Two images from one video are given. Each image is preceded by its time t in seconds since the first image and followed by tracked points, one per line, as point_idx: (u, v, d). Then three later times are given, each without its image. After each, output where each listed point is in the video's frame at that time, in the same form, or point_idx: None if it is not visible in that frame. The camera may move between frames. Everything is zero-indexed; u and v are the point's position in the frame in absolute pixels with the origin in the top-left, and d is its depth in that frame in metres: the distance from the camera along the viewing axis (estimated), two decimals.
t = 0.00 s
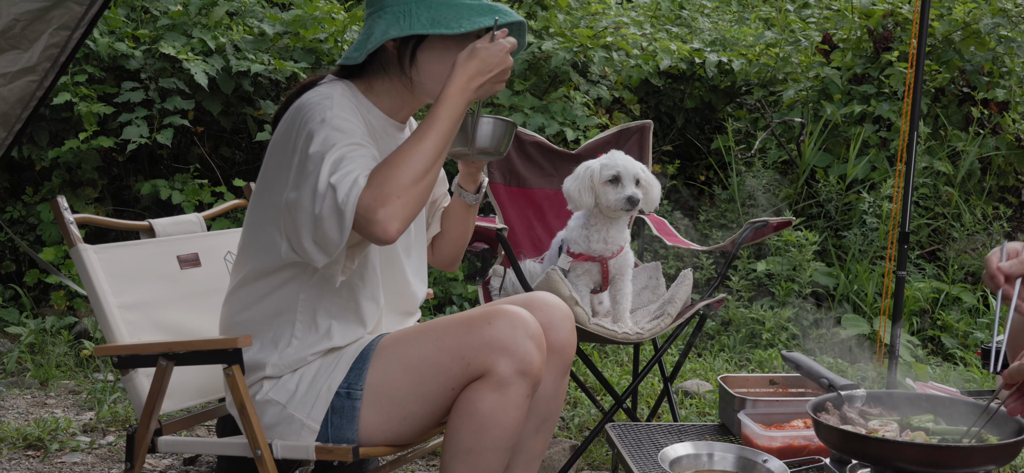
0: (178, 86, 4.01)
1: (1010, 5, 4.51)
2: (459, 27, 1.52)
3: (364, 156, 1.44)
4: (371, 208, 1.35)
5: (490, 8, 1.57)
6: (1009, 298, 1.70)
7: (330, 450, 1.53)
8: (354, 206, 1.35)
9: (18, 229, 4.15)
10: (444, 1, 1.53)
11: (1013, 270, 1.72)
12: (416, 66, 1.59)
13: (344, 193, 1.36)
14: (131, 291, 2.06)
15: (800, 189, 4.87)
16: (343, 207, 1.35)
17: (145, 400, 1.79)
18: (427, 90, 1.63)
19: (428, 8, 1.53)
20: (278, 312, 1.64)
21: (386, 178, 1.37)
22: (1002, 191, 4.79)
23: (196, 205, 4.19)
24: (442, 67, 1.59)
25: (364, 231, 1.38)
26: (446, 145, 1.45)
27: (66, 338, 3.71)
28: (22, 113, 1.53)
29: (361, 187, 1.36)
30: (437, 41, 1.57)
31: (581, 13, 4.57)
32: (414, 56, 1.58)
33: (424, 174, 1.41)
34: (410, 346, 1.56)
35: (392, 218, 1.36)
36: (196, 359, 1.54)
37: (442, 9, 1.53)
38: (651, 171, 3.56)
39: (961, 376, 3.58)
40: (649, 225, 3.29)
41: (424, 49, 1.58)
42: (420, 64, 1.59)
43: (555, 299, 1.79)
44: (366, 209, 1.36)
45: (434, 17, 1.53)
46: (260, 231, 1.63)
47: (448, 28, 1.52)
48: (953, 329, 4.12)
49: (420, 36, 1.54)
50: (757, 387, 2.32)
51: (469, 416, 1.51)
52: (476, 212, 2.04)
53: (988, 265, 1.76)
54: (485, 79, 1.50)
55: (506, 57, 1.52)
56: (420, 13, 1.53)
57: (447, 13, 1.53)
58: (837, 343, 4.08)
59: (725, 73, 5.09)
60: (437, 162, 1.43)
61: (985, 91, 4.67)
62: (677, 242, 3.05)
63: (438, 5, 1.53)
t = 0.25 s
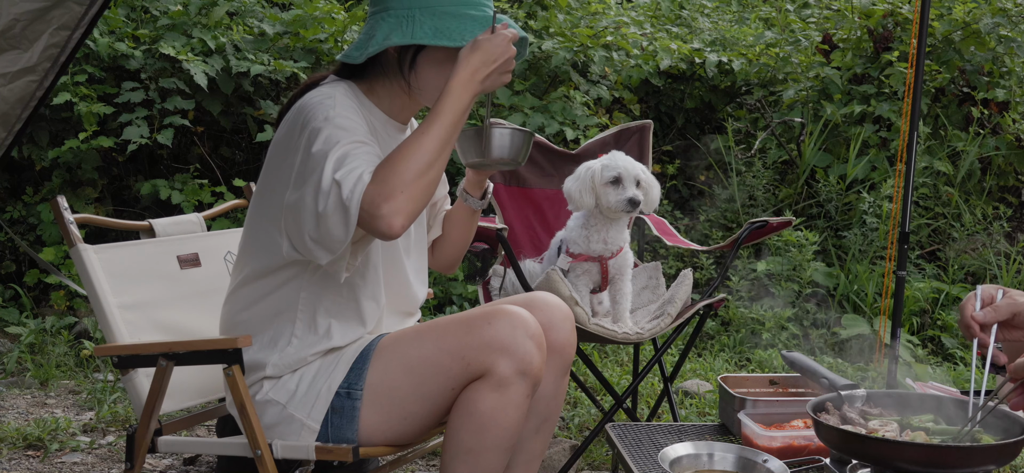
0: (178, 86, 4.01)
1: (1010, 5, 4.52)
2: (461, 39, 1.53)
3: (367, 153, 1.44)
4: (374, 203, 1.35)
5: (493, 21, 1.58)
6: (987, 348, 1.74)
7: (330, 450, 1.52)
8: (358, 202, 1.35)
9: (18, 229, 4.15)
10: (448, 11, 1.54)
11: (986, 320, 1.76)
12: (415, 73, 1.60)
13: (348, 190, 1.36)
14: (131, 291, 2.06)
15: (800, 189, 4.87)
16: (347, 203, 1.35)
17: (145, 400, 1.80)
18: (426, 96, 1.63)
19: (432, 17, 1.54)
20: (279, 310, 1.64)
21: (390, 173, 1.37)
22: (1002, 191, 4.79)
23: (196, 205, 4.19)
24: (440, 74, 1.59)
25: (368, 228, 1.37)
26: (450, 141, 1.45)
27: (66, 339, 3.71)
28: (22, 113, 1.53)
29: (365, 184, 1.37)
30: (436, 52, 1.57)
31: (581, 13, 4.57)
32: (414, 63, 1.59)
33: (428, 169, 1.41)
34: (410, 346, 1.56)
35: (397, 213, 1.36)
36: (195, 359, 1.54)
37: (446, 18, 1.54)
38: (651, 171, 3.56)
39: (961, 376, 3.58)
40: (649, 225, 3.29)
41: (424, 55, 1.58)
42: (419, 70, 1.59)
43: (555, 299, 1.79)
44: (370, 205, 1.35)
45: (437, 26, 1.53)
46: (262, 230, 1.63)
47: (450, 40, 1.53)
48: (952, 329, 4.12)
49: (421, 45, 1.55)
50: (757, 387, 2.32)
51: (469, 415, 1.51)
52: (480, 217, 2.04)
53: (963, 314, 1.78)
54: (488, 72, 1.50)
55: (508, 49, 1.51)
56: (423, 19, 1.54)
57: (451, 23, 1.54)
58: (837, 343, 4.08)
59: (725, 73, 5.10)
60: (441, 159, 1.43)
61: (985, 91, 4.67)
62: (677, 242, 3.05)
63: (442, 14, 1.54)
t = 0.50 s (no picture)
0: (178, 86, 4.02)
1: (1010, 5, 4.52)
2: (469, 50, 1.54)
3: (369, 158, 1.44)
4: (374, 209, 1.36)
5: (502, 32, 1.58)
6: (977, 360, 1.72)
7: (330, 450, 1.52)
8: (357, 208, 1.35)
9: (18, 229, 4.15)
10: (457, 18, 1.55)
11: (976, 332, 1.75)
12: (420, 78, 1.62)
13: (348, 196, 1.36)
14: (131, 291, 2.06)
15: (800, 189, 4.87)
16: (346, 209, 1.35)
17: (145, 400, 1.80)
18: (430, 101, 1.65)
19: (441, 24, 1.54)
20: (280, 310, 1.64)
21: (391, 178, 1.38)
22: (1002, 191, 4.79)
23: (196, 205, 4.19)
24: (444, 83, 1.61)
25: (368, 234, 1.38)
26: (452, 146, 1.45)
27: (66, 338, 3.71)
28: (22, 113, 1.53)
29: (364, 190, 1.37)
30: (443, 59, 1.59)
31: (581, 13, 4.57)
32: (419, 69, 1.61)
33: (430, 175, 1.41)
34: (411, 346, 1.57)
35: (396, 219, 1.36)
36: (195, 359, 1.54)
37: (455, 26, 1.55)
38: (652, 173, 3.57)
39: (961, 376, 3.58)
40: (649, 225, 3.29)
41: (429, 64, 1.60)
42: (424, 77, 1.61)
43: (555, 299, 1.79)
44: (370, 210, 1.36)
45: (446, 34, 1.54)
46: (265, 229, 1.63)
47: (458, 50, 1.54)
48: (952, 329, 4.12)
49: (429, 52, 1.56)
50: (757, 387, 2.32)
51: (469, 415, 1.50)
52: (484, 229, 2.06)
53: (953, 326, 1.77)
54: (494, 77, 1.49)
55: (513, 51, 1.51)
56: (432, 26, 1.54)
57: (459, 31, 1.55)
58: (837, 343, 4.08)
59: (725, 73, 5.10)
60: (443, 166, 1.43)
61: (985, 91, 4.67)
62: (677, 242, 3.05)
63: (451, 21, 1.55)
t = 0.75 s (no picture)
0: (178, 86, 4.02)
1: (1010, 5, 4.52)
2: (486, 48, 1.50)
3: (374, 178, 1.42)
4: (375, 234, 1.35)
5: (517, 31, 1.55)
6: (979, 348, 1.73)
7: (330, 450, 1.52)
8: (355, 234, 1.34)
9: (18, 229, 4.15)
10: (472, 19, 1.54)
11: (980, 320, 1.77)
12: (436, 79, 1.58)
13: (350, 219, 1.35)
14: (131, 291, 2.06)
15: (800, 189, 4.87)
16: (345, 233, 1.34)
17: (145, 400, 1.80)
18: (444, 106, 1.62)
19: (455, 24, 1.52)
20: (282, 313, 1.64)
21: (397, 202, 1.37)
22: (1003, 191, 4.79)
23: (196, 205, 4.19)
24: (460, 84, 1.58)
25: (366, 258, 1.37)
26: (470, 181, 1.42)
27: (66, 338, 3.71)
28: (22, 113, 1.53)
29: (364, 216, 1.35)
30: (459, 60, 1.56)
31: (581, 13, 4.57)
32: (435, 69, 1.57)
33: (435, 208, 1.39)
34: (412, 347, 1.56)
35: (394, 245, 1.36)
36: (196, 359, 1.54)
37: (469, 26, 1.53)
38: (653, 173, 3.60)
39: (961, 376, 3.58)
40: (649, 225, 3.28)
41: (445, 63, 1.56)
42: (440, 78, 1.57)
43: (555, 299, 1.79)
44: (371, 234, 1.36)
45: (460, 34, 1.52)
46: (271, 233, 1.62)
47: (475, 48, 1.49)
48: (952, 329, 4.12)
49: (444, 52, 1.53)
50: (757, 387, 2.32)
51: (470, 415, 1.50)
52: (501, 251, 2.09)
53: (957, 313, 1.79)
54: (529, 125, 1.47)
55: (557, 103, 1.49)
56: (446, 27, 1.52)
57: (473, 30, 1.52)
58: (837, 343, 4.08)
59: (725, 73, 5.09)
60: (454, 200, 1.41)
61: (985, 91, 4.67)
62: (677, 242, 3.05)
63: (464, 21, 1.53)
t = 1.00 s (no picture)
0: (178, 86, 4.01)
1: (1010, 5, 4.52)
2: (515, 52, 1.50)
3: (391, 222, 1.38)
4: (383, 296, 1.32)
5: (542, 36, 1.55)
6: (974, 356, 1.75)
7: (330, 449, 1.52)
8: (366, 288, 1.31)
9: (18, 229, 4.15)
10: (496, 24, 1.53)
11: (980, 331, 1.78)
12: (461, 85, 1.58)
13: (361, 267, 1.32)
14: (131, 291, 2.06)
15: (800, 189, 4.87)
16: (357, 284, 1.32)
17: (145, 400, 1.80)
18: (468, 111, 1.63)
19: (481, 30, 1.52)
20: (291, 317, 1.62)
21: (404, 281, 1.32)
22: (1002, 191, 4.79)
23: (196, 205, 4.19)
24: (487, 91, 1.59)
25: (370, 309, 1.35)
26: (487, 285, 1.33)
27: (66, 339, 3.71)
28: (22, 113, 1.53)
29: (377, 273, 1.31)
30: (484, 65, 1.57)
31: (581, 13, 4.55)
32: (460, 76, 1.57)
33: (441, 297, 1.33)
34: (417, 347, 1.56)
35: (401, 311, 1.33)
36: (196, 358, 1.55)
37: (494, 31, 1.53)
38: (652, 173, 3.60)
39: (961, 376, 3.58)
40: (649, 225, 3.29)
41: (472, 69, 1.57)
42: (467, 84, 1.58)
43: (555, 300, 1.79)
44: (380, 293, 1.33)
45: (487, 39, 1.51)
46: (286, 244, 1.60)
47: (504, 54, 1.50)
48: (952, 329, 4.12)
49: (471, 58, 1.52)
50: (757, 387, 2.32)
51: (473, 415, 1.50)
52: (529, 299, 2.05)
53: (958, 322, 1.80)
54: (566, 265, 1.32)
55: (605, 264, 1.30)
56: (474, 33, 1.51)
57: (500, 36, 1.52)
58: (837, 343, 4.08)
59: (725, 73, 5.09)
60: (470, 292, 1.34)
61: (985, 91, 4.67)
62: (678, 242, 3.05)
63: (490, 27, 1.53)
